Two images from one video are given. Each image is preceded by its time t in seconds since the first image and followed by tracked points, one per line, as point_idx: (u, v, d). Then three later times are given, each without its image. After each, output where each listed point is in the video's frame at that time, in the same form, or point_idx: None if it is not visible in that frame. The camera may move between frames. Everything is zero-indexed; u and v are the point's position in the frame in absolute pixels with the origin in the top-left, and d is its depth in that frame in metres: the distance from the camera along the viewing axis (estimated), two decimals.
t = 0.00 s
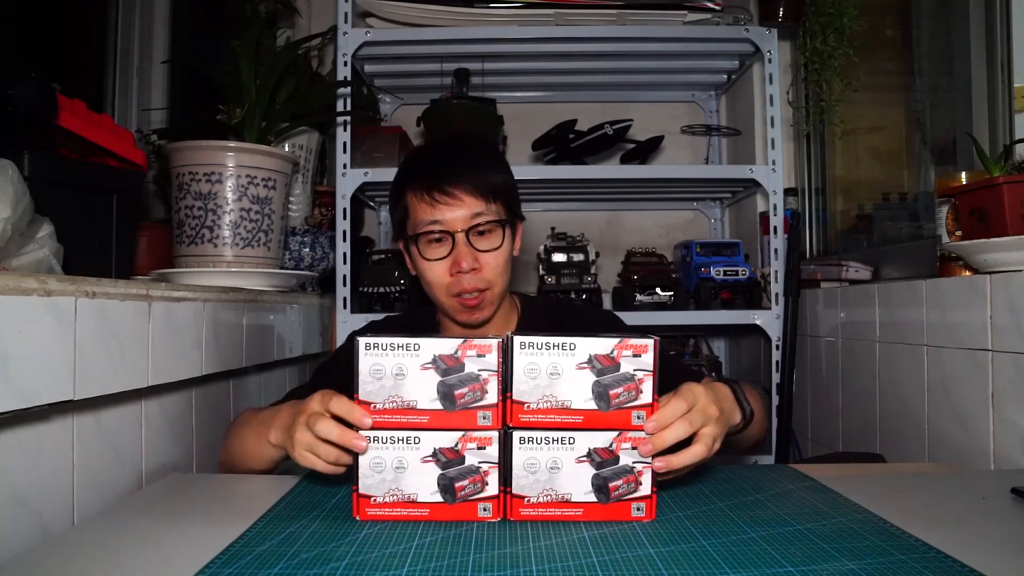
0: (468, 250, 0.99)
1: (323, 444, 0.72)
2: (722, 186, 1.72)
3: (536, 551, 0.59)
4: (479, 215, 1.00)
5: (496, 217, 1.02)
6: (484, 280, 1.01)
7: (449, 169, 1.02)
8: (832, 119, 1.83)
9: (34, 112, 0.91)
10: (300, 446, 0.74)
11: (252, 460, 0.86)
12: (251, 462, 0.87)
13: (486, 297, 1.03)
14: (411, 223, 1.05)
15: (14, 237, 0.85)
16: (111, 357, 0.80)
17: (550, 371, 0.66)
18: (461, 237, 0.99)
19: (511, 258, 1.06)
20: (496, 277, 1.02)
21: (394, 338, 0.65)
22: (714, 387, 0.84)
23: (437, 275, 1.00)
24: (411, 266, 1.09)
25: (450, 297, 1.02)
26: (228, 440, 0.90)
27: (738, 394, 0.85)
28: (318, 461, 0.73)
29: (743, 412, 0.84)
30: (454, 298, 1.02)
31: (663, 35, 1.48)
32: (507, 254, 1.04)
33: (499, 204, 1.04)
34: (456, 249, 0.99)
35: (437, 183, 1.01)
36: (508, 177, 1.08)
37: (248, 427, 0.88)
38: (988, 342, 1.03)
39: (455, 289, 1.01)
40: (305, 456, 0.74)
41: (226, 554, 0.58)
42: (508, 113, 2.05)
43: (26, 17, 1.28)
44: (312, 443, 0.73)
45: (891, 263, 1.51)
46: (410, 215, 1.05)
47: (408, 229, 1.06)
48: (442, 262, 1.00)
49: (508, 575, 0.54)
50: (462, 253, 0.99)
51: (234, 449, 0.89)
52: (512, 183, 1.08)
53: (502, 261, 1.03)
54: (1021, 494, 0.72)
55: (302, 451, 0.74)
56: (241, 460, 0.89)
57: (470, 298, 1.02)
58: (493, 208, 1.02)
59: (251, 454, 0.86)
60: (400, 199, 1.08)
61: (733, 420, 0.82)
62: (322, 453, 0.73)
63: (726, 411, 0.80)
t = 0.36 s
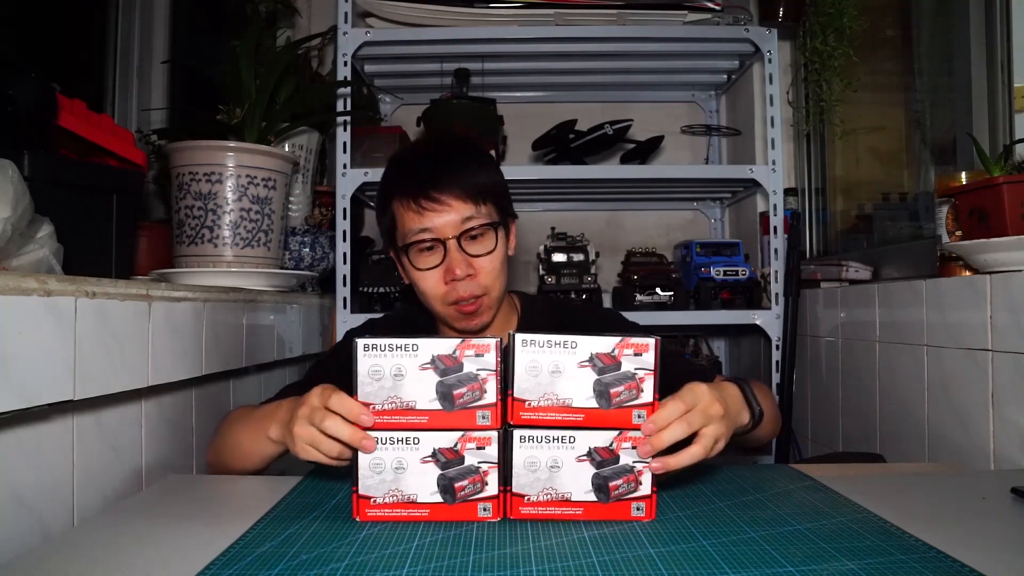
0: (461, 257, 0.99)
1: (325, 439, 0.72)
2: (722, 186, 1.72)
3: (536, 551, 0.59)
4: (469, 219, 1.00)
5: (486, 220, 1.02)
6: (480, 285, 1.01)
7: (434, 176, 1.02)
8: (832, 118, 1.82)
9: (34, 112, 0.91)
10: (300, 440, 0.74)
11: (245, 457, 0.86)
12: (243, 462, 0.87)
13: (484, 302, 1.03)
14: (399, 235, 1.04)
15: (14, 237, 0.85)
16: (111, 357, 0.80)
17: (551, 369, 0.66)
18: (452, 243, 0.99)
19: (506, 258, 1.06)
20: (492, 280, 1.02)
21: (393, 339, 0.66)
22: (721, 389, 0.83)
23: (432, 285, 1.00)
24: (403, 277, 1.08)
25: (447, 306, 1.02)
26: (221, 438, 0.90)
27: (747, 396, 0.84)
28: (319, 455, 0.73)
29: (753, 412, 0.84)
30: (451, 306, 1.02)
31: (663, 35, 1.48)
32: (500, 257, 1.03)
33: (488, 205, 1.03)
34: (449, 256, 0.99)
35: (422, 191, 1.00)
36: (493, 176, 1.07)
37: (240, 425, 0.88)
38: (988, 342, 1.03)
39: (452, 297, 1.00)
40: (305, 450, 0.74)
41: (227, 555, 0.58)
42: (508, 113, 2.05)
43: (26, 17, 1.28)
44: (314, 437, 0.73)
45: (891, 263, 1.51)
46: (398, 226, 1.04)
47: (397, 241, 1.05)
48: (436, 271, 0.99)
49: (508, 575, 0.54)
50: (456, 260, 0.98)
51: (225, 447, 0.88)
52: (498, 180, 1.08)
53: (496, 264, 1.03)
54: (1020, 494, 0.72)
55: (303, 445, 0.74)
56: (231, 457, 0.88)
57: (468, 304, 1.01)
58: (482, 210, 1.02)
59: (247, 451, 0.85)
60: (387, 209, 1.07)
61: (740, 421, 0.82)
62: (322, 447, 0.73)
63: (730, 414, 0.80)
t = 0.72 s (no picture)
0: (462, 269, 0.99)
1: (324, 443, 0.73)
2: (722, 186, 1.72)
3: (536, 551, 0.59)
4: (456, 229, 0.99)
5: (471, 225, 1.01)
6: (487, 289, 1.01)
7: (408, 198, 0.99)
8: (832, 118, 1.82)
9: (34, 112, 0.91)
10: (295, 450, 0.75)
11: (236, 472, 0.85)
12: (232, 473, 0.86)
13: (494, 305, 1.04)
14: (386, 268, 1.04)
15: (14, 237, 0.85)
16: (111, 358, 0.80)
17: (611, 337, 0.68)
18: (447, 258, 0.98)
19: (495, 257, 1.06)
20: (494, 282, 1.03)
21: (390, 339, 0.66)
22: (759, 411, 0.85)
23: (443, 303, 0.99)
24: (398, 304, 1.08)
25: (462, 320, 1.02)
26: (217, 450, 0.90)
27: (779, 421, 0.85)
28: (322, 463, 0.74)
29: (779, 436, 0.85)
30: (467, 320, 1.01)
31: (663, 35, 1.48)
32: (493, 257, 1.03)
33: (467, 209, 1.03)
34: (449, 271, 0.98)
35: (399, 216, 0.98)
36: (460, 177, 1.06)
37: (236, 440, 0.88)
38: (988, 342, 1.03)
39: (466, 310, 1.00)
40: (301, 459, 0.75)
41: (227, 555, 0.59)
42: (508, 113, 2.05)
43: (26, 17, 1.28)
44: (312, 443, 0.73)
45: (891, 263, 1.51)
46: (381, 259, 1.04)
47: (384, 273, 1.04)
48: (441, 288, 0.99)
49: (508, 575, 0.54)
50: (458, 274, 0.98)
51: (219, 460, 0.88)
52: (465, 179, 1.06)
53: (493, 266, 1.03)
54: (1021, 494, 0.72)
55: (299, 455, 0.75)
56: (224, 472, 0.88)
57: (481, 313, 1.02)
58: (463, 216, 1.01)
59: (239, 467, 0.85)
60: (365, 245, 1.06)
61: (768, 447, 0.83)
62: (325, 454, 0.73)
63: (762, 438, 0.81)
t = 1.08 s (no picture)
0: (466, 266, 0.99)
1: (323, 446, 0.73)
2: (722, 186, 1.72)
3: (536, 551, 0.59)
4: (464, 226, 0.99)
5: (480, 223, 1.01)
6: (489, 290, 1.01)
7: (419, 189, 1.00)
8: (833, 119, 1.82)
9: (34, 112, 0.91)
10: (294, 452, 0.75)
11: (232, 473, 0.85)
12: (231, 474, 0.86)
13: (495, 306, 1.03)
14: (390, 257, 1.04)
15: (13, 237, 0.85)
16: (111, 358, 0.80)
17: (607, 339, 0.68)
18: (452, 252, 0.99)
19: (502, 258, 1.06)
20: (498, 283, 1.03)
21: (390, 340, 0.66)
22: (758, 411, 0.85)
23: (443, 299, 1.00)
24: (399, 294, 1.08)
25: (461, 319, 1.02)
26: (218, 451, 0.90)
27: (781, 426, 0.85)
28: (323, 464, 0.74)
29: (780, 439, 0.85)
30: (466, 318, 1.01)
31: (663, 35, 1.48)
32: (501, 259, 1.04)
33: (479, 207, 1.03)
34: (454, 268, 0.99)
35: (409, 206, 0.99)
36: (476, 175, 1.06)
37: (236, 441, 0.88)
38: (987, 342, 1.03)
39: (465, 309, 1.00)
40: (300, 461, 0.75)
41: (227, 555, 0.59)
42: (508, 113, 2.05)
43: (26, 16, 1.28)
44: (311, 445, 0.74)
45: (891, 263, 1.51)
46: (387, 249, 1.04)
47: (388, 261, 1.05)
48: (443, 283, 0.99)
49: (508, 575, 0.54)
50: (461, 271, 0.98)
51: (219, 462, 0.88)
52: (481, 179, 1.06)
53: (498, 266, 1.03)
54: (1021, 494, 0.71)
55: (298, 457, 0.75)
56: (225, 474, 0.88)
57: (482, 312, 1.02)
58: (474, 214, 1.01)
59: (236, 468, 0.84)
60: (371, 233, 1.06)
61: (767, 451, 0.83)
62: (326, 456, 0.73)
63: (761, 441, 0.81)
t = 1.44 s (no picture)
0: (471, 255, 0.99)
1: (323, 453, 0.72)
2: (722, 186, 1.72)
3: (536, 551, 0.59)
4: (480, 217, 1.01)
5: (496, 220, 1.02)
6: (489, 286, 1.00)
7: (446, 174, 1.03)
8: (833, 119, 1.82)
9: (34, 112, 0.91)
10: (294, 458, 0.75)
11: (234, 475, 0.85)
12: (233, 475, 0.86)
13: (493, 304, 1.02)
14: (404, 231, 1.05)
15: (13, 237, 0.85)
16: (111, 358, 0.80)
17: (570, 356, 0.68)
18: (462, 240, 1.00)
19: (514, 262, 1.05)
20: (501, 282, 1.01)
21: (391, 339, 0.66)
22: (737, 395, 0.85)
23: (439, 283, 0.99)
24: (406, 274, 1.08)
25: (453, 308, 1.01)
26: (218, 451, 0.90)
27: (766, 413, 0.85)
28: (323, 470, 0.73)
29: (765, 425, 0.85)
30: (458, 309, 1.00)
31: (663, 35, 1.48)
32: (512, 260, 1.03)
33: (498, 205, 1.04)
34: (459, 255, 0.99)
35: (434, 187, 1.02)
36: (507, 180, 1.08)
37: (238, 440, 0.87)
38: (988, 342, 1.03)
39: (459, 298, 0.99)
40: (300, 467, 0.75)
41: (227, 555, 0.58)
42: (508, 113, 2.05)
43: (26, 17, 1.28)
44: (312, 452, 0.73)
45: (891, 263, 1.51)
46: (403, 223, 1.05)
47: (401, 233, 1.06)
48: (445, 269, 0.99)
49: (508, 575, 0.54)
50: (465, 259, 0.98)
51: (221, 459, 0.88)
52: (510, 186, 1.08)
53: (505, 266, 1.01)
54: (1020, 494, 0.71)
55: (298, 463, 0.74)
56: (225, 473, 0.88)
57: (476, 307, 1.00)
58: (493, 209, 1.03)
59: (237, 470, 0.84)
60: (392, 208, 1.08)
61: (753, 433, 0.83)
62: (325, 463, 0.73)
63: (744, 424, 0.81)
